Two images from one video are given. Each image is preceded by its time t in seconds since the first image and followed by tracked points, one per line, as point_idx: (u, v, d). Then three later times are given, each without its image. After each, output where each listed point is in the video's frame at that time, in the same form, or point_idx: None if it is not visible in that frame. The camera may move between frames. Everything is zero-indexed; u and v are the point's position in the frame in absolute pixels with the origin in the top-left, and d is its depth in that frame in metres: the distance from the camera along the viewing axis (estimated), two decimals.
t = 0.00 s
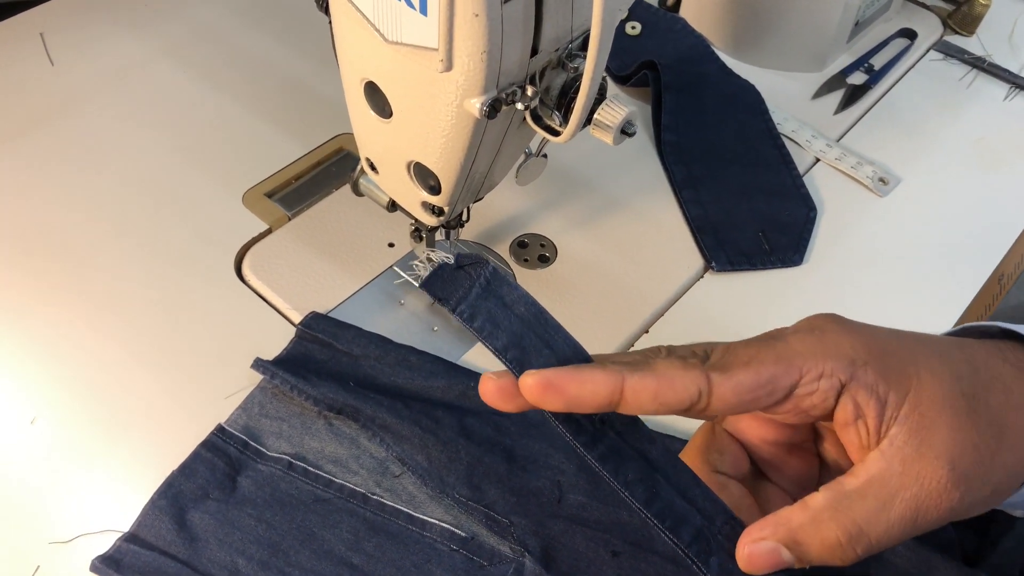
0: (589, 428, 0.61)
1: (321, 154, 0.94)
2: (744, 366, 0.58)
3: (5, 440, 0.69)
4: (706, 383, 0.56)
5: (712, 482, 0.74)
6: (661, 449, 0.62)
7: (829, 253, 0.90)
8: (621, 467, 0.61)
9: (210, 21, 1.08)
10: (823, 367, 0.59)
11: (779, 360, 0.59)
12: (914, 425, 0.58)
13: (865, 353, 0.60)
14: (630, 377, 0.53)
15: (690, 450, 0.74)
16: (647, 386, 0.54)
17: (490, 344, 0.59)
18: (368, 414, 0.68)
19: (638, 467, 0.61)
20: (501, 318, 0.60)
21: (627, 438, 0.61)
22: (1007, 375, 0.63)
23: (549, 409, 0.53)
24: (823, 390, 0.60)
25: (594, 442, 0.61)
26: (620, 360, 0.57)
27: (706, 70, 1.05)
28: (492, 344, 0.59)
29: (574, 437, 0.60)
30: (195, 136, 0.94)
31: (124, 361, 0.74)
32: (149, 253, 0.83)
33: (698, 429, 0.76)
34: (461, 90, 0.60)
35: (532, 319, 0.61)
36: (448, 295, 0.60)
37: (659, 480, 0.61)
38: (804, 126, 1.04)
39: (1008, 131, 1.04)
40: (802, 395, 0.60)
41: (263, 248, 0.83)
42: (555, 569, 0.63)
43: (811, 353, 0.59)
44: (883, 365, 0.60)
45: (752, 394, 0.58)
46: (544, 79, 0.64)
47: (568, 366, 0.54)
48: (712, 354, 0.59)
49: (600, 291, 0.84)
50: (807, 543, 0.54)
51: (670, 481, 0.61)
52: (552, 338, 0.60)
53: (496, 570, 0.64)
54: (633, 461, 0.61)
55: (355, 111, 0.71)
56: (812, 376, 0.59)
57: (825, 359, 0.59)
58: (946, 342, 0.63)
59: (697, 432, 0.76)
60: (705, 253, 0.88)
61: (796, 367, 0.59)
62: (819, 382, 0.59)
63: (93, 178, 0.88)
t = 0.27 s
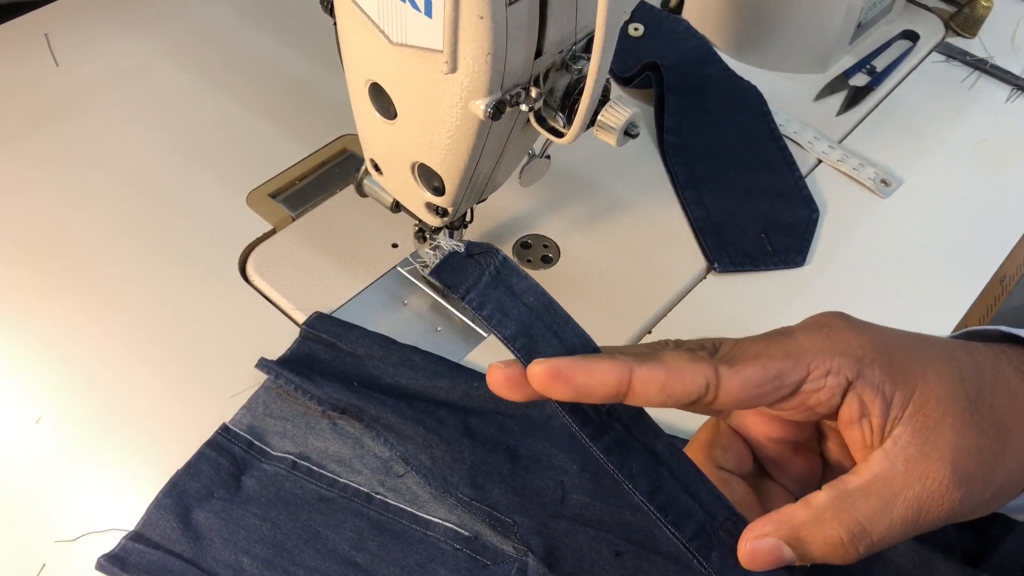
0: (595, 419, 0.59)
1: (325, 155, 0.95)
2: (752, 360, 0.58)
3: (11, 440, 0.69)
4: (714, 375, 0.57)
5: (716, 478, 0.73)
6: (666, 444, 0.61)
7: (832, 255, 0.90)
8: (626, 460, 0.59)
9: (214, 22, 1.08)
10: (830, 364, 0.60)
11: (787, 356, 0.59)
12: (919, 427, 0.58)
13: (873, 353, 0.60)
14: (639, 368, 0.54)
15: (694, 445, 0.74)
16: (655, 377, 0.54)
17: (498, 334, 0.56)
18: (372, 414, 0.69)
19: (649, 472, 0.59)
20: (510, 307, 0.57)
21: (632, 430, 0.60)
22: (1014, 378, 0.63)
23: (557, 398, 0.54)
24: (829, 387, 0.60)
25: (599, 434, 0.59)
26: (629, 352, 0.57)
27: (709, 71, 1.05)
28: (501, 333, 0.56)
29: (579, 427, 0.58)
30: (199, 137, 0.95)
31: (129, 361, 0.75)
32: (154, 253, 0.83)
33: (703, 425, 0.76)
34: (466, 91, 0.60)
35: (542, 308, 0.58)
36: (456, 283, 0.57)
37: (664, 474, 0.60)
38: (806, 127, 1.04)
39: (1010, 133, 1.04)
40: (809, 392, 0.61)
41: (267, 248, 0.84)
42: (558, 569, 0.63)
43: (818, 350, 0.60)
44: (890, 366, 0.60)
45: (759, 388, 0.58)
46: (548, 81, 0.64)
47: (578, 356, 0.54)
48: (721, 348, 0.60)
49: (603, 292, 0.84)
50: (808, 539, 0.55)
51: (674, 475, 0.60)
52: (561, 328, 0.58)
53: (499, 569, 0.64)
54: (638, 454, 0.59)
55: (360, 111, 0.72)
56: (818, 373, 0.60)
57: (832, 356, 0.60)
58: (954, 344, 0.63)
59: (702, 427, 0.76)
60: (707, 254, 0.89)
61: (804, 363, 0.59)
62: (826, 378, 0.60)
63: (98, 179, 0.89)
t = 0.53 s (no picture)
0: (592, 429, 0.58)
1: (325, 155, 0.95)
2: (750, 370, 0.57)
3: (11, 439, 0.69)
4: (712, 385, 0.55)
5: (714, 486, 0.73)
6: (663, 451, 0.60)
7: (831, 255, 0.90)
8: (624, 469, 0.59)
9: (214, 23, 1.08)
10: (828, 373, 0.59)
11: (785, 364, 0.58)
12: (917, 433, 0.58)
13: (870, 360, 0.60)
14: (636, 379, 0.53)
15: (692, 454, 0.75)
16: (652, 387, 0.53)
17: (493, 343, 0.56)
18: (372, 413, 0.69)
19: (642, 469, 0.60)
20: (505, 317, 0.57)
21: (630, 439, 0.59)
22: (1010, 382, 0.64)
23: (552, 409, 0.52)
24: (828, 396, 0.59)
25: (597, 443, 0.58)
26: (625, 362, 0.56)
27: (708, 72, 1.05)
28: (496, 343, 0.56)
29: (577, 437, 0.58)
30: (199, 137, 0.95)
31: (129, 361, 0.75)
32: (154, 253, 0.83)
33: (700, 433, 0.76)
34: (465, 92, 0.60)
35: (538, 317, 0.57)
36: (452, 292, 0.57)
37: (661, 482, 0.59)
38: (806, 128, 1.04)
39: (1009, 134, 1.05)
40: (807, 400, 0.60)
41: (267, 248, 0.84)
42: (557, 569, 0.63)
43: (816, 359, 0.59)
44: (888, 373, 0.60)
45: (757, 397, 0.58)
46: (547, 81, 0.65)
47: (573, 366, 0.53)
48: (718, 358, 0.59)
49: (602, 292, 0.84)
50: (807, 547, 0.55)
51: (672, 483, 0.60)
52: (557, 338, 0.57)
53: (498, 569, 0.64)
54: (636, 462, 0.59)
55: (359, 112, 0.72)
56: (817, 381, 0.59)
57: (831, 364, 0.59)
58: (951, 348, 0.64)
59: (699, 435, 0.76)
60: (707, 254, 0.89)
61: (802, 372, 0.59)
62: (824, 387, 0.59)
63: (98, 179, 0.89)
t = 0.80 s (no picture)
0: (593, 425, 0.59)
1: (325, 155, 0.95)
2: (751, 366, 0.57)
3: (12, 438, 0.69)
4: (713, 382, 0.56)
5: (714, 483, 0.73)
6: (664, 449, 0.60)
7: (832, 254, 0.90)
8: (625, 467, 0.59)
9: (215, 22, 1.08)
10: (828, 370, 0.59)
11: (786, 361, 0.58)
12: (917, 431, 0.58)
13: (870, 357, 0.60)
14: (637, 374, 0.53)
15: (693, 451, 0.74)
16: (654, 383, 0.53)
17: (495, 340, 0.56)
18: (373, 412, 0.69)
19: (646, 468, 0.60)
20: (508, 313, 0.57)
21: (632, 437, 0.60)
22: (1010, 381, 0.63)
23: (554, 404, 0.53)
24: (829, 393, 0.59)
25: (598, 440, 0.59)
26: (627, 358, 0.57)
27: (709, 71, 1.05)
28: (498, 339, 0.56)
29: (578, 434, 0.58)
30: (199, 136, 0.95)
31: (130, 360, 0.75)
32: (154, 253, 0.83)
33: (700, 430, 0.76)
34: (466, 90, 0.60)
35: (539, 314, 0.57)
36: (454, 289, 0.56)
37: (662, 480, 0.60)
38: (807, 127, 1.04)
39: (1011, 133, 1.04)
40: (807, 397, 0.60)
41: (268, 247, 0.84)
42: (558, 569, 0.63)
43: (817, 355, 0.59)
44: (888, 370, 0.60)
45: (757, 393, 0.58)
46: (548, 80, 0.65)
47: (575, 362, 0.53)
48: (720, 354, 0.59)
49: (603, 291, 0.84)
50: (807, 545, 0.55)
51: (672, 481, 0.60)
52: (558, 335, 0.58)
53: (500, 568, 0.64)
54: (637, 460, 0.59)
55: (359, 111, 0.72)
56: (817, 378, 0.59)
57: (831, 361, 0.59)
58: (951, 346, 0.63)
59: (699, 432, 0.76)
60: (708, 253, 0.88)
61: (803, 368, 0.59)
62: (825, 383, 0.59)
63: (99, 179, 0.89)
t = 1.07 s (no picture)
0: (588, 437, 0.59)
1: (327, 155, 0.95)
2: (746, 378, 0.57)
3: (14, 438, 0.69)
4: (707, 394, 0.55)
5: (710, 492, 0.73)
6: (660, 459, 0.61)
7: (834, 254, 0.90)
8: (619, 478, 0.59)
9: (217, 23, 1.09)
10: (822, 381, 0.59)
11: (779, 372, 0.59)
12: (911, 441, 0.58)
13: (865, 368, 0.60)
14: (632, 387, 0.53)
15: (688, 459, 0.74)
16: (648, 396, 0.53)
17: (489, 352, 0.57)
18: (373, 412, 0.69)
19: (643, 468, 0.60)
20: (500, 324, 0.58)
21: (627, 447, 0.60)
22: (1006, 389, 0.63)
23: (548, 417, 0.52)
24: (823, 404, 0.59)
25: (592, 451, 0.58)
26: (621, 370, 0.56)
27: (711, 71, 1.05)
28: (491, 351, 0.57)
29: (572, 446, 0.58)
30: (201, 137, 0.95)
31: (131, 360, 0.75)
32: (156, 253, 0.83)
33: (696, 440, 0.76)
34: (466, 90, 0.60)
35: (532, 326, 0.58)
36: (446, 300, 0.60)
37: (658, 490, 0.59)
38: (808, 127, 1.04)
39: (1013, 133, 1.04)
40: (802, 408, 0.60)
41: (270, 248, 0.84)
42: (559, 569, 0.63)
43: (811, 366, 0.59)
44: (882, 380, 0.60)
45: (752, 406, 0.58)
46: (549, 80, 0.65)
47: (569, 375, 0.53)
48: (714, 365, 0.59)
49: (604, 291, 0.84)
50: (803, 558, 0.54)
51: (668, 491, 0.60)
52: (552, 347, 0.58)
53: (501, 568, 0.64)
54: (631, 471, 0.59)
55: (360, 112, 0.72)
56: (812, 389, 0.59)
57: (825, 372, 0.59)
58: (946, 355, 0.63)
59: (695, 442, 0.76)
60: (709, 254, 0.88)
61: (797, 379, 0.59)
62: (819, 395, 0.59)
63: (100, 179, 0.89)
